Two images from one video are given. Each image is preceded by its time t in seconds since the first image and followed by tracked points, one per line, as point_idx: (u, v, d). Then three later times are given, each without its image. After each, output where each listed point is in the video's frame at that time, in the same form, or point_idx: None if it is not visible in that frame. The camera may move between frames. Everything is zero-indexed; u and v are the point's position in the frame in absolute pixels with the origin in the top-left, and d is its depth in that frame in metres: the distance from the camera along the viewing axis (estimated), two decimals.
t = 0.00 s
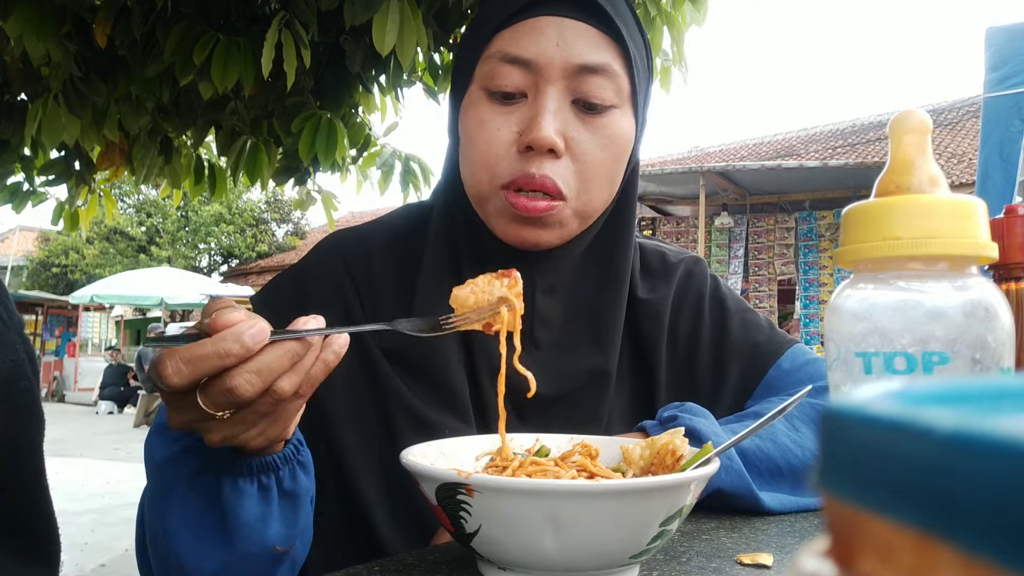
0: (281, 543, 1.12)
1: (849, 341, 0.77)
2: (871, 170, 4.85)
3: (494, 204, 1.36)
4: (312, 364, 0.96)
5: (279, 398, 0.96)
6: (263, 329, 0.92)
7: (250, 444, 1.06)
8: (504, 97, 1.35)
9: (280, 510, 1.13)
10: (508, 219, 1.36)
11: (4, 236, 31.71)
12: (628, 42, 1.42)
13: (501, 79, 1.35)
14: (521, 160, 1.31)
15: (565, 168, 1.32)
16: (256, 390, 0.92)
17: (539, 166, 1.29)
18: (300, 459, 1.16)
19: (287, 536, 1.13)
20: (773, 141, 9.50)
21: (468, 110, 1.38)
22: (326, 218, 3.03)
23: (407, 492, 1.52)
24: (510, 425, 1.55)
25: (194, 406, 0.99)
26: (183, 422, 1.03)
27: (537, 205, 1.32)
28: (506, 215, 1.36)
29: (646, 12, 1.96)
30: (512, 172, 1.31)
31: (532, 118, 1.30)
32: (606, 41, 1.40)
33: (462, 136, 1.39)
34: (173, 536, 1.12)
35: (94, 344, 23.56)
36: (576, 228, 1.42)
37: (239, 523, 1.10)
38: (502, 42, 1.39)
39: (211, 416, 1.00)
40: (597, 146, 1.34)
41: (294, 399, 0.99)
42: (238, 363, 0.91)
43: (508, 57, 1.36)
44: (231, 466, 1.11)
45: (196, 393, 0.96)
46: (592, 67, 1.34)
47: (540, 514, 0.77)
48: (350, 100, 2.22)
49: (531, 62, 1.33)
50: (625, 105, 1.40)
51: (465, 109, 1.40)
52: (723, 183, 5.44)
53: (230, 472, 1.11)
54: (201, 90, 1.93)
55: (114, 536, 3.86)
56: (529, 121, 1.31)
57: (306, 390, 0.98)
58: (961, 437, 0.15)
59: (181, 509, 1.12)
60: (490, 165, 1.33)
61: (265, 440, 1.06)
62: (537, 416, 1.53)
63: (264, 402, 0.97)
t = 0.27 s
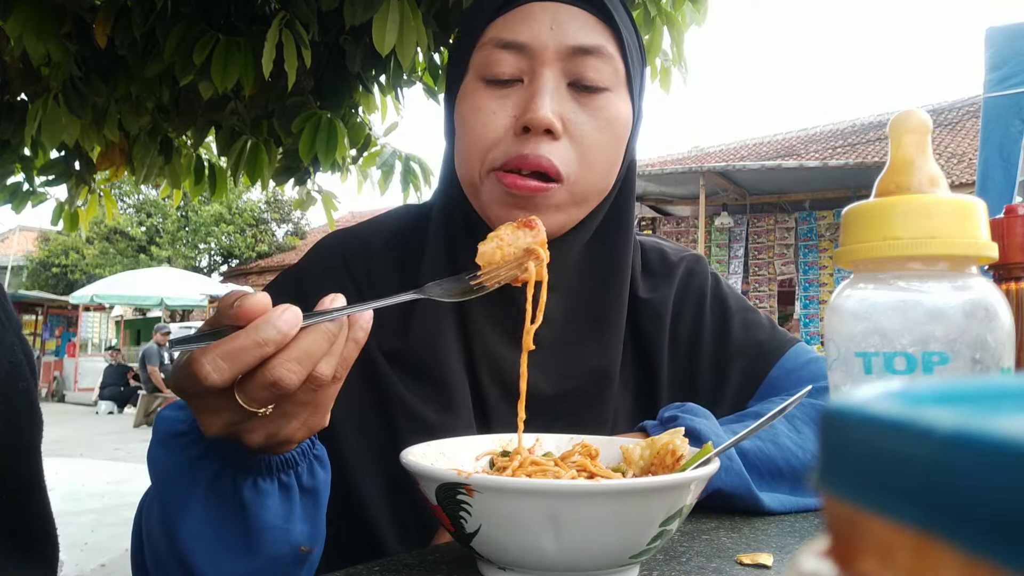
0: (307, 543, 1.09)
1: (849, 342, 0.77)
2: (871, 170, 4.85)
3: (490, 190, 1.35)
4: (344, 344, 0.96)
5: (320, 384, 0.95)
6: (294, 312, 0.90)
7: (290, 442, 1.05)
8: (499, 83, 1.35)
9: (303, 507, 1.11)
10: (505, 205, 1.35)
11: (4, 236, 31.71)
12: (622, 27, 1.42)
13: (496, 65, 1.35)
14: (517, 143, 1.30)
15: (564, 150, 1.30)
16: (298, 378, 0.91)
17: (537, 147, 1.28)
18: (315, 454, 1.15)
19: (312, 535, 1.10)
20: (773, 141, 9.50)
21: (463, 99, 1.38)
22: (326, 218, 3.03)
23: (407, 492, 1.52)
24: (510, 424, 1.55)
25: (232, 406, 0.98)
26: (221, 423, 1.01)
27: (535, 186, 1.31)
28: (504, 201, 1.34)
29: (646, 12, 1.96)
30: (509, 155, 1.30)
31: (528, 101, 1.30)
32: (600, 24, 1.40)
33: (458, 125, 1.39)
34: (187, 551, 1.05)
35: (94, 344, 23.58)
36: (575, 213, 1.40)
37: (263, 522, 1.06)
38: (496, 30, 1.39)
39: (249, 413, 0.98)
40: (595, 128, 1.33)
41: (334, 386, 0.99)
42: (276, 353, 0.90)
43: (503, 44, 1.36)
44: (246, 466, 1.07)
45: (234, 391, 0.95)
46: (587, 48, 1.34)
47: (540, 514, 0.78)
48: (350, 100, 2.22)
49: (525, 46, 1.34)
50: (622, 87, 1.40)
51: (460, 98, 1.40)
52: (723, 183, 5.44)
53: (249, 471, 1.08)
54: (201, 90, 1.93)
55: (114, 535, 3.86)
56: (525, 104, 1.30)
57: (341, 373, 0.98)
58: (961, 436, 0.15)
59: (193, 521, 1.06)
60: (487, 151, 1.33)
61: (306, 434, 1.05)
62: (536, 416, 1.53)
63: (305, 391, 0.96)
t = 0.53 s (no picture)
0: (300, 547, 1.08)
1: (849, 342, 0.77)
2: (871, 170, 4.85)
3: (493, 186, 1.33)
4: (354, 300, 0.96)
5: (333, 335, 0.92)
6: (308, 251, 0.90)
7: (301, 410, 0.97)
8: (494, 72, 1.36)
9: (299, 511, 1.10)
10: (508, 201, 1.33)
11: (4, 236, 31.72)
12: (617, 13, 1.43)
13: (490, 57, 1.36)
14: (516, 137, 1.29)
15: (564, 139, 1.30)
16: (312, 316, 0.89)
17: (536, 138, 1.27)
18: (313, 453, 1.13)
19: (307, 541, 1.09)
20: (773, 141, 9.51)
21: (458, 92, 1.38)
22: (326, 218, 3.03)
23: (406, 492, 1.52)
24: (509, 424, 1.55)
25: (242, 354, 0.92)
26: (228, 381, 0.94)
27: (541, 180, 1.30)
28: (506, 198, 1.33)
29: (646, 12, 1.96)
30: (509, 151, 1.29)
31: (524, 92, 1.30)
32: (594, 10, 1.40)
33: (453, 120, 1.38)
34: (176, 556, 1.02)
35: (94, 344, 23.59)
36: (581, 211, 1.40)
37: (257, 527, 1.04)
38: (488, 21, 1.39)
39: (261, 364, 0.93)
40: (594, 116, 1.33)
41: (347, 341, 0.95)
42: (291, 289, 0.88)
43: (496, 35, 1.36)
44: (240, 467, 1.05)
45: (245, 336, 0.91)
46: (580, 35, 1.34)
47: (540, 514, 0.78)
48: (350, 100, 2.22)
49: (518, 35, 1.33)
50: (618, 74, 1.40)
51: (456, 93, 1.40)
52: (723, 183, 5.44)
53: (245, 474, 1.05)
54: (201, 90, 1.93)
55: (113, 535, 3.86)
56: (522, 95, 1.30)
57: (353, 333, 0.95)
58: (962, 436, 0.15)
59: (183, 524, 1.03)
60: (486, 145, 1.32)
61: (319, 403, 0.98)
62: (535, 416, 1.53)
63: (317, 346, 0.93)
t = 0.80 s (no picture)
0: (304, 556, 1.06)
1: (849, 342, 0.77)
2: (871, 170, 4.85)
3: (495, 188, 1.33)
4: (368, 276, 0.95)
5: (351, 304, 0.92)
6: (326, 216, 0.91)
7: (316, 388, 0.94)
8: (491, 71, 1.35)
9: (303, 520, 1.08)
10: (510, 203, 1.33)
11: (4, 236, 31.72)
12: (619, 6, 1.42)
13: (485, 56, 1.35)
14: (515, 139, 1.29)
15: (564, 140, 1.29)
16: (334, 275, 0.89)
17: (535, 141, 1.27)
18: (316, 460, 1.12)
19: (312, 549, 1.08)
20: (773, 141, 9.51)
21: (454, 93, 1.38)
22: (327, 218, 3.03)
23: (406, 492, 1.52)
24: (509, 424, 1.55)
25: (259, 322, 0.90)
26: (242, 353, 0.91)
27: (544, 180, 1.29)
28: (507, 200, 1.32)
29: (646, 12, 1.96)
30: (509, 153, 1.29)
31: (522, 94, 1.29)
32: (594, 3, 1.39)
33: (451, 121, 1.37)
34: (175, 567, 1.00)
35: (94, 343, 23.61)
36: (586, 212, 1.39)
37: (260, 535, 1.02)
38: (482, 18, 1.38)
39: (278, 332, 0.91)
40: (596, 114, 1.32)
41: (364, 312, 0.94)
42: (312, 249, 0.89)
43: (490, 33, 1.36)
44: (240, 472, 1.03)
45: (263, 300, 0.89)
46: (579, 31, 1.33)
47: (540, 514, 0.78)
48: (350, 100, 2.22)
49: (514, 33, 1.33)
50: (620, 69, 1.39)
51: (452, 94, 1.39)
52: (723, 183, 5.44)
53: (248, 480, 1.04)
54: (201, 90, 1.93)
55: (113, 535, 3.86)
56: (520, 97, 1.30)
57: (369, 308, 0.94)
58: (962, 436, 0.15)
59: (182, 533, 1.01)
60: (485, 148, 1.31)
61: (334, 382, 0.95)
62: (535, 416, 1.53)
63: (336, 314, 0.92)
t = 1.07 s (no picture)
0: (322, 558, 1.07)
1: (849, 341, 0.77)
2: (871, 170, 4.86)
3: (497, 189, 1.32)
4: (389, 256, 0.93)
5: (377, 279, 0.89)
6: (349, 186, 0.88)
7: (340, 371, 0.91)
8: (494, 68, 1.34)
9: (318, 517, 1.08)
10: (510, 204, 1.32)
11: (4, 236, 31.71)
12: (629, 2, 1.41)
13: (488, 51, 1.34)
14: (519, 138, 1.27)
15: (569, 141, 1.28)
16: (362, 247, 0.86)
17: (539, 142, 1.25)
18: (332, 457, 1.11)
19: (327, 551, 1.08)
20: (773, 141, 9.51)
21: (456, 90, 1.37)
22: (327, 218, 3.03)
23: (405, 492, 1.52)
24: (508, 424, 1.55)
25: (283, 296, 0.86)
26: (264, 331, 0.87)
27: (546, 182, 1.29)
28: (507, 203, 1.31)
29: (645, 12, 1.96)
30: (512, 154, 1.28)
31: (526, 92, 1.27)
32: None
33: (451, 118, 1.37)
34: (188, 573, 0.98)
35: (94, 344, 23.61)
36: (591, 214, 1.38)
37: (277, 536, 1.02)
38: (484, 13, 1.38)
39: (303, 307, 0.87)
40: (603, 113, 1.30)
41: (387, 288, 0.92)
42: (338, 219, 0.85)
43: (492, 28, 1.34)
44: (253, 473, 1.02)
45: (286, 274, 0.85)
46: (586, 25, 1.31)
47: (540, 514, 0.78)
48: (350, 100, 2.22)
49: (517, 28, 1.31)
50: (629, 65, 1.38)
51: (453, 90, 1.39)
52: (723, 183, 5.45)
53: (261, 482, 1.02)
54: (201, 90, 1.93)
55: (113, 535, 3.87)
56: (523, 95, 1.28)
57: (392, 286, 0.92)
58: (961, 436, 0.15)
59: (193, 540, 0.99)
60: (487, 148, 1.30)
61: (359, 365, 0.92)
62: (535, 416, 1.54)
63: (361, 290, 0.89)
